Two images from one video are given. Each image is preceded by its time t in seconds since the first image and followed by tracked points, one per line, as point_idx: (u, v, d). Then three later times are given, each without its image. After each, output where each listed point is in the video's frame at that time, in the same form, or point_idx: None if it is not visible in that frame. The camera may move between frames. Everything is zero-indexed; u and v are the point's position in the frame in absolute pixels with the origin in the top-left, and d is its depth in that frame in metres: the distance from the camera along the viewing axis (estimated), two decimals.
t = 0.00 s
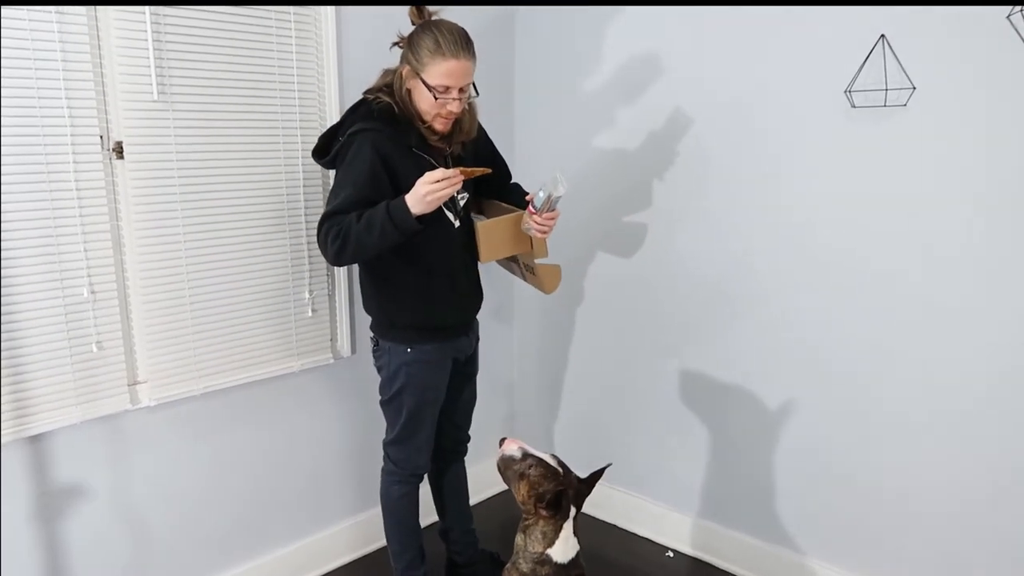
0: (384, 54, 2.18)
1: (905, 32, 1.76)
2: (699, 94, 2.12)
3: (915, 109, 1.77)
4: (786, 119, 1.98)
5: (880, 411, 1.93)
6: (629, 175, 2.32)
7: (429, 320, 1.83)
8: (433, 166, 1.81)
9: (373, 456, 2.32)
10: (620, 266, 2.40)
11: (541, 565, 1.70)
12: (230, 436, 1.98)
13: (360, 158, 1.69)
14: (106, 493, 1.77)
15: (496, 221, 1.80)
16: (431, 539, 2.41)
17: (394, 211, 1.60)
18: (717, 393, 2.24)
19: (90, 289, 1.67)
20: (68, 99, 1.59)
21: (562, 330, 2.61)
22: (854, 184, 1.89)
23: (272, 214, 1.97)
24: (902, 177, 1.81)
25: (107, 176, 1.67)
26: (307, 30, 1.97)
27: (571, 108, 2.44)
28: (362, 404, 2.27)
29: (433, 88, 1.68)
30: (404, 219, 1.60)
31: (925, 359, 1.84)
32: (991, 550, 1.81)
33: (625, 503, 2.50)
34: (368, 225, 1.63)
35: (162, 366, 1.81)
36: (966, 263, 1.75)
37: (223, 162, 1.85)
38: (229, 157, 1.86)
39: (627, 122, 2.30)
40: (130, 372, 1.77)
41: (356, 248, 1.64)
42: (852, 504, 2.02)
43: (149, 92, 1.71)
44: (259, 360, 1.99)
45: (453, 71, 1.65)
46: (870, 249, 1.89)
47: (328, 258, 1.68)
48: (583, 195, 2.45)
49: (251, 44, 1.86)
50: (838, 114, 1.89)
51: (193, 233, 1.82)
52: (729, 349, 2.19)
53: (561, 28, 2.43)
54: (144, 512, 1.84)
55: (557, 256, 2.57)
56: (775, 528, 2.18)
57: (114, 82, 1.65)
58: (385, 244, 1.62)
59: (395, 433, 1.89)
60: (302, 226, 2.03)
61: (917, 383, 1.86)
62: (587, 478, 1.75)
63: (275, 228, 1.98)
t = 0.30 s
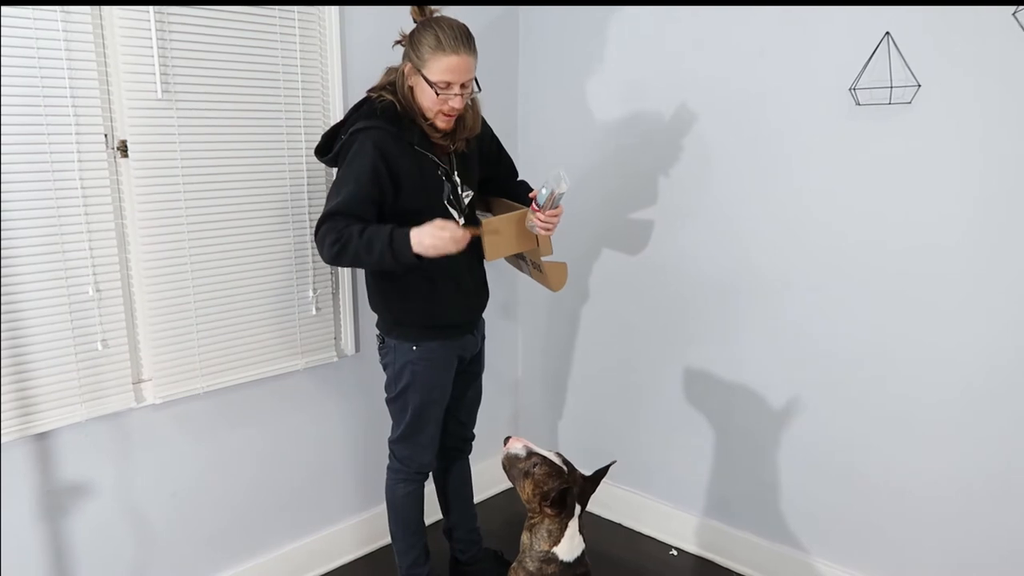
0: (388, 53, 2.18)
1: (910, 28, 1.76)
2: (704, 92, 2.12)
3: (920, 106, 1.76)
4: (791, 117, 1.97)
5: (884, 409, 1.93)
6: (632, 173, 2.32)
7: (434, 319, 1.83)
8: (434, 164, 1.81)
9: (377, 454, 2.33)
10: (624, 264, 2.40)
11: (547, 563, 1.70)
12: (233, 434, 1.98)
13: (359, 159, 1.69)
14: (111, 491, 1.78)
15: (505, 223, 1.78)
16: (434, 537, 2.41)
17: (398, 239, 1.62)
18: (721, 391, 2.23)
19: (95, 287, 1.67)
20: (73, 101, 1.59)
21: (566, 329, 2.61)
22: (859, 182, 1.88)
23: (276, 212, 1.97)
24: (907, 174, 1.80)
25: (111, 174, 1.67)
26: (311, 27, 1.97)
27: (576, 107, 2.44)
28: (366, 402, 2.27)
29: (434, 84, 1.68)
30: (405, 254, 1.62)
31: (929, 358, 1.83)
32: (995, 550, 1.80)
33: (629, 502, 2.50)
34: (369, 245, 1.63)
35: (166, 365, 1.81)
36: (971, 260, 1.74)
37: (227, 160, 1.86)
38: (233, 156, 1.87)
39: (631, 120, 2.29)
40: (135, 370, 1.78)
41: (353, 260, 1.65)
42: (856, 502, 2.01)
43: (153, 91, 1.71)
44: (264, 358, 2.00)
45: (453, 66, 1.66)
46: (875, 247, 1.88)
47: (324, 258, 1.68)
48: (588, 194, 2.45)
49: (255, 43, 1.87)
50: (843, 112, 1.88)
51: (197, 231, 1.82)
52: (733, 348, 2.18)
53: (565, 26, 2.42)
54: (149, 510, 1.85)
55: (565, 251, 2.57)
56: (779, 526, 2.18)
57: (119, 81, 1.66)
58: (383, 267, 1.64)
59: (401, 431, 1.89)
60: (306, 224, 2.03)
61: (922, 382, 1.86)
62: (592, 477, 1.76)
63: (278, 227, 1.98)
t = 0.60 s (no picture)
0: (390, 53, 2.18)
1: (911, 28, 1.75)
2: (704, 91, 2.12)
3: (922, 106, 1.76)
4: (791, 117, 1.97)
5: (885, 409, 1.93)
6: (633, 172, 2.32)
7: (433, 317, 1.83)
8: (438, 162, 1.81)
9: (378, 454, 2.33)
10: (625, 264, 2.39)
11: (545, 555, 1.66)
12: (234, 434, 1.98)
13: (365, 155, 1.69)
14: (112, 491, 1.78)
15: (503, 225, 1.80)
16: (434, 537, 2.41)
17: (397, 247, 1.60)
18: (721, 390, 2.23)
19: (96, 287, 1.67)
20: (74, 102, 1.59)
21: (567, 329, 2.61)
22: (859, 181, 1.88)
23: (277, 212, 1.97)
24: (908, 174, 1.80)
25: (112, 173, 1.67)
26: (312, 26, 1.97)
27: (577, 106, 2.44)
28: (368, 400, 2.27)
29: (435, 79, 1.68)
30: (402, 262, 1.60)
31: (929, 357, 1.83)
32: (996, 551, 1.81)
33: (630, 503, 2.50)
34: (368, 246, 1.61)
35: (167, 365, 1.81)
36: (971, 260, 1.74)
37: (228, 160, 1.86)
38: (234, 156, 1.87)
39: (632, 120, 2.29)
40: (135, 370, 1.78)
41: (349, 256, 1.64)
42: (856, 502, 2.01)
43: (154, 90, 1.71)
44: (265, 358, 2.00)
45: (454, 59, 1.66)
46: (875, 247, 1.88)
47: (323, 248, 1.68)
48: (587, 193, 2.45)
49: (256, 41, 1.86)
50: (844, 111, 1.88)
51: (198, 231, 1.83)
52: (733, 347, 2.18)
53: (566, 26, 2.42)
54: (150, 510, 1.85)
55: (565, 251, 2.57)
56: (779, 526, 2.18)
57: (120, 80, 1.66)
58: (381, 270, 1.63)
59: (401, 429, 1.89)
60: (306, 224, 2.03)
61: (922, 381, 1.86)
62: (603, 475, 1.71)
63: (280, 226, 1.98)
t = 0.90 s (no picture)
0: (390, 52, 2.17)
1: (911, 28, 1.75)
2: (704, 91, 2.12)
3: (921, 106, 1.76)
4: (792, 117, 1.97)
5: (884, 409, 1.93)
6: (633, 172, 2.31)
7: (432, 312, 1.83)
8: (438, 162, 1.80)
9: (377, 454, 2.33)
10: (625, 264, 2.39)
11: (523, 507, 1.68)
12: (234, 433, 1.98)
13: (357, 154, 1.70)
14: (113, 491, 1.78)
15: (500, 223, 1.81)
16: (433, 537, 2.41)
17: (395, 245, 1.68)
18: (721, 389, 2.23)
19: (96, 287, 1.67)
20: (74, 102, 1.59)
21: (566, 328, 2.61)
22: (859, 181, 1.88)
23: (277, 212, 1.97)
24: (907, 174, 1.80)
25: (112, 174, 1.68)
26: (311, 25, 1.97)
27: (577, 105, 2.43)
28: (368, 399, 2.27)
29: (437, 78, 1.69)
30: (397, 260, 1.69)
31: (928, 357, 1.84)
32: (996, 550, 1.81)
33: (630, 503, 2.50)
34: (364, 241, 1.68)
35: (168, 365, 1.82)
36: (971, 260, 1.74)
37: (228, 160, 1.86)
38: (234, 155, 1.87)
39: (631, 119, 2.29)
40: (135, 370, 1.78)
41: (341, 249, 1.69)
42: (856, 501, 2.01)
43: (154, 91, 1.71)
44: (265, 357, 2.00)
45: (456, 58, 1.66)
46: (874, 246, 1.88)
47: (313, 234, 1.71)
48: (586, 193, 2.44)
49: (256, 41, 1.87)
50: (843, 110, 1.88)
51: (199, 230, 1.83)
52: (733, 346, 2.18)
53: (567, 25, 2.42)
54: (150, 509, 1.85)
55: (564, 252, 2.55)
56: (779, 525, 2.18)
57: (120, 81, 1.66)
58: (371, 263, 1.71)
59: (401, 424, 1.89)
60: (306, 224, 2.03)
61: (922, 381, 1.86)
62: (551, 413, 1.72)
63: (279, 226, 1.98)
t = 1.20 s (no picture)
0: (389, 52, 2.18)
1: (909, 27, 1.75)
2: (703, 90, 2.12)
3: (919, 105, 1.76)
4: (790, 116, 1.97)
5: (883, 409, 1.93)
6: (632, 171, 2.31)
7: (437, 302, 1.91)
8: (443, 161, 1.85)
9: (376, 454, 2.33)
10: (625, 264, 2.38)
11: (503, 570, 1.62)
12: (233, 433, 1.98)
13: (366, 152, 1.78)
14: (111, 491, 1.78)
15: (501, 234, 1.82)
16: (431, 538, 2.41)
17: (430, 222, 1.76)
18: (720, 389, 2.23)
19: (94, 287, 1.67)
20: (72, 102, 1.59)
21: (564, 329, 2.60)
22: (857, 180, 1.88)
23: (276, 212, 1.97)
24: (905, 173, 1.80)
25: (110, 174, 1.68)
26: (310, 26, 1.98)
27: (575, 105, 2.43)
28: (366, 400, 2.28)
29: (437, 79, 1.74)
30: (437, 235, 1.76)
31: (926, 356, 1.83)
32: (994, 550, 1.81)
33: (630, 503, 2.49)
34: (401, 229, 1.76)
35: (167, 365, 1.82)
36: (969, 260, 1.74)
37: (227, 160, 1.86)
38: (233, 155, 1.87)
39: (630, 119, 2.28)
40: (133, 370, 1.78)
41: (386, 243, 1.77)
42: (854, 501, 2.01)
43: (152, 91, 1.71)
44: (265, 358, 2.00)
45: (455, 61, 1.72)
46: (873, 246, 1.88)
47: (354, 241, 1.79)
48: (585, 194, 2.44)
49: (254, 41, 1.87)
50: (842, 110, 1.88)
51: (197, 231, 1.83)
52: (732, 346, 2.18)
53: (565, 25, 2.41)
54: (148, 509, 1.85)
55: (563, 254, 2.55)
56: (778, 525, 2.17)
57: (118, 80, 1.66)
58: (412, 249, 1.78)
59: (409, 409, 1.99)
60: (304, 224, 2.04)
61: (920, 381, 1.85)
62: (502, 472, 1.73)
63: (278, 226, 1.98)
